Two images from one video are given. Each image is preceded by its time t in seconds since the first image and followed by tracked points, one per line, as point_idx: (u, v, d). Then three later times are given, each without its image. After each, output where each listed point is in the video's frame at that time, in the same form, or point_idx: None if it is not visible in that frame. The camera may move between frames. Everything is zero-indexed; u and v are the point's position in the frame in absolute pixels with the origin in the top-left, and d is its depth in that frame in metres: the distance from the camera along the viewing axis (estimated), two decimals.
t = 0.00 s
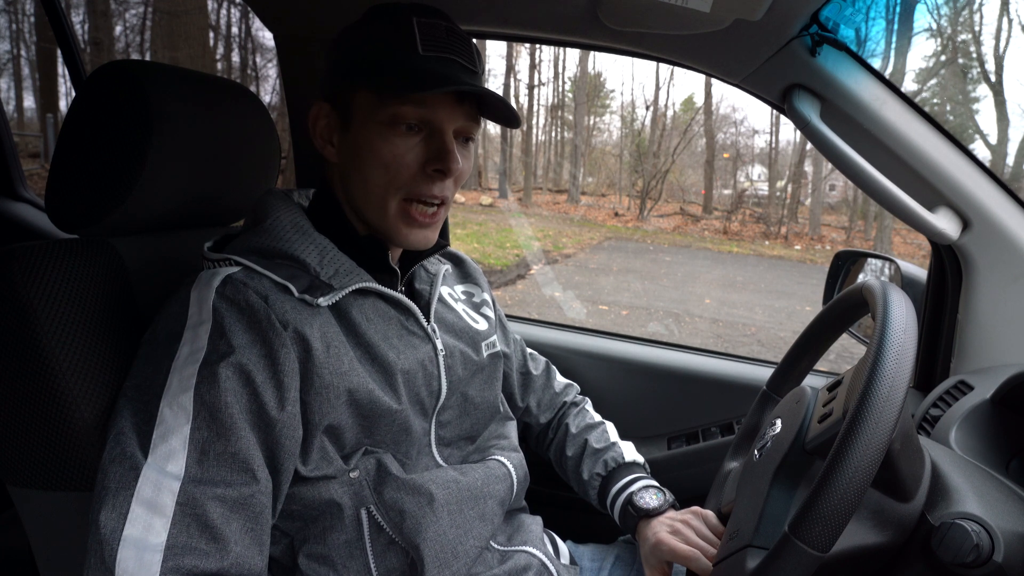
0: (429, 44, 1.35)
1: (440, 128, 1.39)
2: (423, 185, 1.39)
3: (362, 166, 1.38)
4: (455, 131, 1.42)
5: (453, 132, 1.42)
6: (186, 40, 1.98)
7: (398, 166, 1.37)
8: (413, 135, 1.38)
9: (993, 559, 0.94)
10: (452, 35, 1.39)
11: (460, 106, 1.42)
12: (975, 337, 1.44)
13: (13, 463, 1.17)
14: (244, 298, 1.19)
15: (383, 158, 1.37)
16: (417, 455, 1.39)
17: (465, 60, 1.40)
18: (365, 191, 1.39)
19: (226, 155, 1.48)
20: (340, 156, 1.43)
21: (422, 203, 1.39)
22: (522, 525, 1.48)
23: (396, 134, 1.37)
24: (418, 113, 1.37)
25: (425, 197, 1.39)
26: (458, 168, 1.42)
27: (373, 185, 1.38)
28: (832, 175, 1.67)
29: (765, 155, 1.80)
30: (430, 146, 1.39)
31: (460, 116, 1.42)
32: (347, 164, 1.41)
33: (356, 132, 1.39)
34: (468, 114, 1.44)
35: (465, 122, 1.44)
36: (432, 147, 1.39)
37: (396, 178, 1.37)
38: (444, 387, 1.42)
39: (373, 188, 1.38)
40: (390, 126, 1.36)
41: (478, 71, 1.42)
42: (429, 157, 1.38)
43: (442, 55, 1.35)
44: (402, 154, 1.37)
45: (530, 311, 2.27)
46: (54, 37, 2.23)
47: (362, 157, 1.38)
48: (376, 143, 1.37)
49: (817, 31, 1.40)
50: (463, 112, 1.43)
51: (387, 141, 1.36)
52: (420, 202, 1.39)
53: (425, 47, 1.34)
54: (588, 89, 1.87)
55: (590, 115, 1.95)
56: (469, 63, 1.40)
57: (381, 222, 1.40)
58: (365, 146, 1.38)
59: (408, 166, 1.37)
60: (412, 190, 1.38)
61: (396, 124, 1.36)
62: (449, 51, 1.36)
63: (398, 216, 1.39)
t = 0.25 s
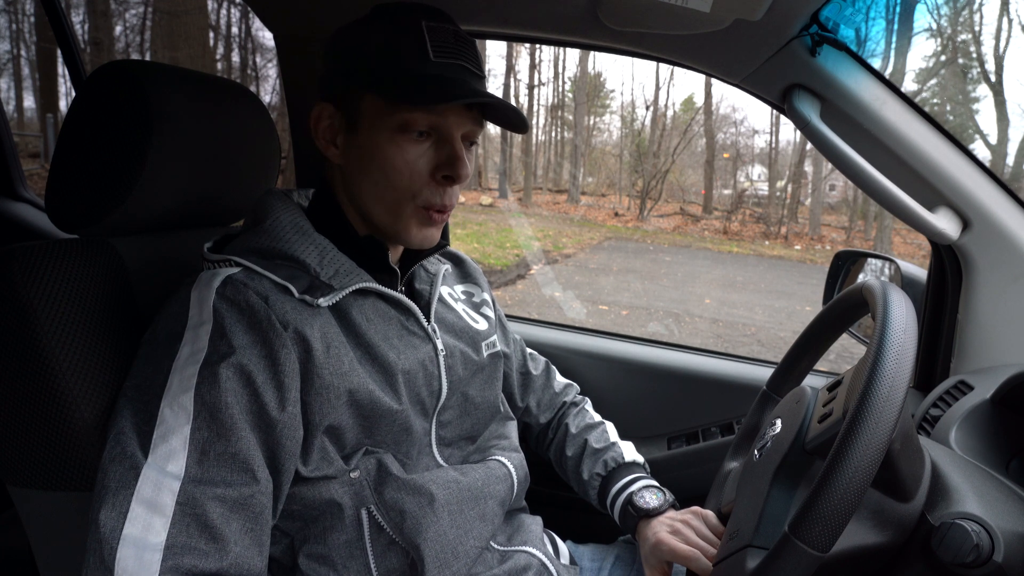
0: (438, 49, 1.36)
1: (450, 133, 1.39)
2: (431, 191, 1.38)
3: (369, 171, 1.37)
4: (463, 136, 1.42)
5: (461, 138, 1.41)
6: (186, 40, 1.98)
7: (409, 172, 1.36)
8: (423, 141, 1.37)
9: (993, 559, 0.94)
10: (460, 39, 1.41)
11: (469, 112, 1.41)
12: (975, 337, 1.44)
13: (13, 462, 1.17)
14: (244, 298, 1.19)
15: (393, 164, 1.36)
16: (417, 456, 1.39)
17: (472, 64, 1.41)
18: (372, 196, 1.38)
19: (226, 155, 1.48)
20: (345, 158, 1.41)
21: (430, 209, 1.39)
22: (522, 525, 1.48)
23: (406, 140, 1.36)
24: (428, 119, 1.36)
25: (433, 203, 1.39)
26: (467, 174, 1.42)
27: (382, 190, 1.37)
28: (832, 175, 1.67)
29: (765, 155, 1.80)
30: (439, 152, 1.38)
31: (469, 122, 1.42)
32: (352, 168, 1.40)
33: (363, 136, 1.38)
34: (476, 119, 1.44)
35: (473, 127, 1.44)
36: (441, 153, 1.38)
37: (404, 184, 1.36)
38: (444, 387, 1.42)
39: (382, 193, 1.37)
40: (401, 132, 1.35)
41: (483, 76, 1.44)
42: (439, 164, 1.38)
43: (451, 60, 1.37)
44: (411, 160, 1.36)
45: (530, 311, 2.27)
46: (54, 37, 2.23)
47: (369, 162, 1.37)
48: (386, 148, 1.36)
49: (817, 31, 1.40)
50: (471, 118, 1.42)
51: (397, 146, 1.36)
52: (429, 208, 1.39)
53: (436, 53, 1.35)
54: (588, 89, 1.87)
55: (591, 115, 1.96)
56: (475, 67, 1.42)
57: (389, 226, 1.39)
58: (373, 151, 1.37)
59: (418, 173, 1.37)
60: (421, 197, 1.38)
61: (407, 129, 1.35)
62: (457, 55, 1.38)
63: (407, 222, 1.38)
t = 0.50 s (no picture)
0: (446, 54, 1.36)
1: (454, 140, 1.39)
2: (434, 195, 1.39)
3: (371, 172, 1.38)
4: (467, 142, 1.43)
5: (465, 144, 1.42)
6: (186, 40, 1.98)
7: (412, 176, 1.36)
8: (427, 145, 1.38)
9: (993, 560, 0.94)
10: (468, 45, 1.41)
11: (475, 118, 1.42)
12: (975, 337, 1.44)
13: (12, 462, 1.17)
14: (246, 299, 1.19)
15: (396, 167, 1.36)
16: (418, 456, 1.39)
17: (479, 71, 1.41)
18: (373, 197, 1.38)
19: (226, 155, 1.48)
20: (347, 158, 1.42)
21: (431, 214, 1.40)
22: (521, 524, 1.48)
23: (411, 144, 1.36)
24: (434, 124, 1.36)
25: (434, 208, 1.39)
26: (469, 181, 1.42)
27: (384, 193, 1.37)
28: (832, 175, 1.66)
29: (765, 155, 1.80)
30: (443, 158, 1.38)
31: (474, 129, 1.42)
32: (355, 168, 1.40)
33: (366, 137, 1.38)
34: (480, 126, 1.44)
35: (477, 132, 1.44)
36: (445, 157, 1.39)
37: (407, 187, 1.37)
38: (444, 387, 1.42)
39: (384, 195, 1.38)
40: (405, 136, 1.36)
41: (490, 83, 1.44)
42: (442, 168, 1.38)
43: (458, 66, 1.36)
44: (415, 164, 1.37)
45: (530, 311, 2.27)
46: (54, 37, 2.23)
47: (372, 163, 1.38)
48: (390, 151, 1.36)
49: (817, 31, 1.40)
50: (476, 124, 1.43)
51: (401, 150, 1.36)
52: (430, 212, 1.39)
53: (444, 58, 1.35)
54: (588, 89, 1.87)
55: (591, 115, 1.96)
56: (482, 74, 1.42)
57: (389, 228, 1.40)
58: (377, 152, 1.37)
59: (421, 176, 1.37)
60: (423, 200, 1.38)
61: (411, 133, 1.36)
62: (464, 61, 1.38)
63: (407, 225, 1.39)
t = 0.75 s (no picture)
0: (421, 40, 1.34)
1: (431, 125, 1.38)
2: (409, 180, 1.37)
3: (351, 160, 1.39)
4: (448, 130, 1.41)
5: (445, 131, 1.41)
6: (186, 40, 1.98)
7: (386, 161, 1.36)
8: (404, 131, 1.37)
9: (994, 559, 0.94)
10: (451, 35, 1.38)
11: (455, 105, 1.41)
12: (976, 337, 1.44)
13: (12, 462, 1.17)
14: (246, 300, 1.19)
15: (372, 153, 1.37)
16: (418, 456, 1.39)
17: (461, 58, 1.39)
18: (355, 186, 1.39)
19: (226, 155, 1.48)
20: (335, 152, 1.45)
21: (407, 199, 1.37)
22: (521, 524, 1.48)
23: (385, 128, 1.36)
24: (409, 109, 1.37)
25: (409, 193, 1.37)
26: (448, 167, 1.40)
27: (362, 180, 1.38)
28: (832, 175, 1.67)
29: (765, 155, 1.80)
30: (419, 143, 1.38)
31: (454, 116, 1.41)
32: (340, 160, 1.42)
33: (348, 127, 1.40)
34: (463, 114, 1.42)
35: (459, 122, 1.43)
36: (421, 142, 1.38)
37: (383, 172, 1.37)
38: (445, 388, 1.42)
39: (363, 183, 1.38)
40: (381, 122, 1.36)
41: (474, 71, 1.42)
42: (417, 152, 1.37)
43: (436, 51, 1.35)
44: (390, 148, 1.36)
45: (530, 311, 2.27)
46: (54, 37, 2.23)
47: (352, 152, 1.39)
48: (367, 138, 1.37)
49: (817, 31, 1.40)
50: (457, 111, 1.42)
51: (377, 135, 1.37)
52: (405, 197, 1.38)
53: (421, 45, 1.34)
54: (588, 89, 1.87)
55: (590, 115, 1.96)
56: (465, 61, 1.40)
57: (369, 217, 1.39)
58: (356, 140, 1.39)
59: (395, 161, 1.37)
60: (397, 185, 1.37)
61: (386, 119, 1.37)
62: (443, 48, 1.36)
63: (383, 212, 1.38)
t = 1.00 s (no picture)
0: (420, 37, 1.35)
1: (431, 122, 1.39)
2: (412, 178, 1.38)
3: (352, 160, 1.39)
4: (448, 126, 1.42)
5: (445, 128, 1.41)
6: (186, 40, 1.98)
7: (388, 159, 1.37)
8: (404, 128, 1.38)
9: (994, 559, 0.94)
10: (449, 31, 1.38)
11: (454, 101, 1.41)
12: (975, 337, 1.44)
13: (13, 462, 1.17)
14: (246, 302, 1.19)
15: (373, 152, 1.37)
16: (417, 456, 1.39)
17: (460, 54, 1.39)
18: (356, 186, 1.40)
19: (226, 156, 1.48)
20: (335, 152, 1.45)
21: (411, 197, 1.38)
22: (521, 524, 1.48)
23: (385, 126, 1.37)
24: (408, 106, 1.37)
25: (413, 190, 1.38)
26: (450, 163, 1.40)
27: (364, 180, 1.38)
28: (832, 175, 1.67)
29: (765, 155, 1.80)
30: (420, 140, 1.38)
31: (454, 112, 1.41)
32: (340, 160, 1.43)
33: (348, 127, 1.41)
34: (463, 110, 1.43)
35: (460, 117, 1.43)
36: (422, 139, 1.38)
37: (385, 170, 1.37)
38: (444, 389, 1.42)
39: (365, 182, 1.38)
40: (381, 120, 1.37)
41: (473, 66, 1.42)
42: (418, 149, 1.37)
43: (433, 46, 1.35)
44: (391, 146, 1.37)
45: (530, 311, 2.27)
46: (54, 37, 2.23)
47: (353, 151, 1.39)
48: (367, 137, 1.37)
49: (817, 31, 1.40)
50: (457, 107, 1.42)
51: (377, 134, 1.37)
52: (408, 196, 1.38)
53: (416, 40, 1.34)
54: (588, 89, 1.87)
55: (590, 114, 1.96)
56: (464, 58, 1.40)
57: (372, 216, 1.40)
58: (356, 140, 1.39)
59: (397, 159, 1.37)
60: (401, 183, 1.37)
61: (386, 117, 1.37)
62: (442, 45, 1.36)
63: (387, 210, 1.38)
